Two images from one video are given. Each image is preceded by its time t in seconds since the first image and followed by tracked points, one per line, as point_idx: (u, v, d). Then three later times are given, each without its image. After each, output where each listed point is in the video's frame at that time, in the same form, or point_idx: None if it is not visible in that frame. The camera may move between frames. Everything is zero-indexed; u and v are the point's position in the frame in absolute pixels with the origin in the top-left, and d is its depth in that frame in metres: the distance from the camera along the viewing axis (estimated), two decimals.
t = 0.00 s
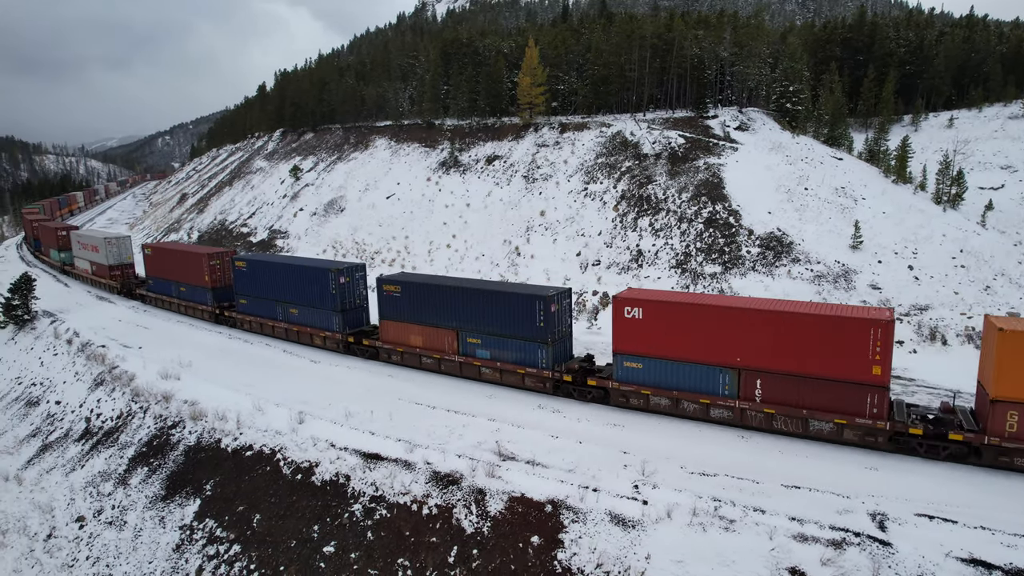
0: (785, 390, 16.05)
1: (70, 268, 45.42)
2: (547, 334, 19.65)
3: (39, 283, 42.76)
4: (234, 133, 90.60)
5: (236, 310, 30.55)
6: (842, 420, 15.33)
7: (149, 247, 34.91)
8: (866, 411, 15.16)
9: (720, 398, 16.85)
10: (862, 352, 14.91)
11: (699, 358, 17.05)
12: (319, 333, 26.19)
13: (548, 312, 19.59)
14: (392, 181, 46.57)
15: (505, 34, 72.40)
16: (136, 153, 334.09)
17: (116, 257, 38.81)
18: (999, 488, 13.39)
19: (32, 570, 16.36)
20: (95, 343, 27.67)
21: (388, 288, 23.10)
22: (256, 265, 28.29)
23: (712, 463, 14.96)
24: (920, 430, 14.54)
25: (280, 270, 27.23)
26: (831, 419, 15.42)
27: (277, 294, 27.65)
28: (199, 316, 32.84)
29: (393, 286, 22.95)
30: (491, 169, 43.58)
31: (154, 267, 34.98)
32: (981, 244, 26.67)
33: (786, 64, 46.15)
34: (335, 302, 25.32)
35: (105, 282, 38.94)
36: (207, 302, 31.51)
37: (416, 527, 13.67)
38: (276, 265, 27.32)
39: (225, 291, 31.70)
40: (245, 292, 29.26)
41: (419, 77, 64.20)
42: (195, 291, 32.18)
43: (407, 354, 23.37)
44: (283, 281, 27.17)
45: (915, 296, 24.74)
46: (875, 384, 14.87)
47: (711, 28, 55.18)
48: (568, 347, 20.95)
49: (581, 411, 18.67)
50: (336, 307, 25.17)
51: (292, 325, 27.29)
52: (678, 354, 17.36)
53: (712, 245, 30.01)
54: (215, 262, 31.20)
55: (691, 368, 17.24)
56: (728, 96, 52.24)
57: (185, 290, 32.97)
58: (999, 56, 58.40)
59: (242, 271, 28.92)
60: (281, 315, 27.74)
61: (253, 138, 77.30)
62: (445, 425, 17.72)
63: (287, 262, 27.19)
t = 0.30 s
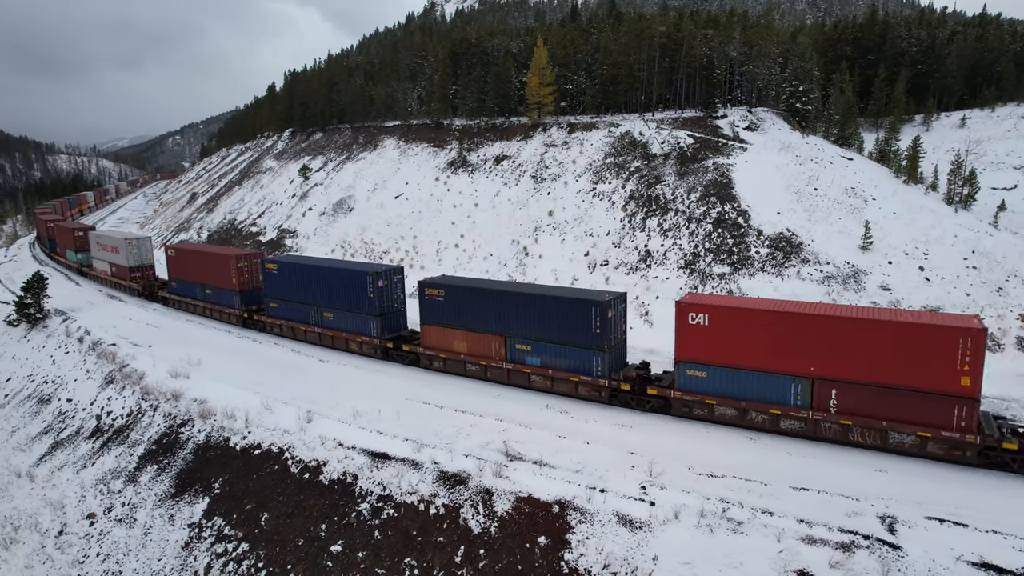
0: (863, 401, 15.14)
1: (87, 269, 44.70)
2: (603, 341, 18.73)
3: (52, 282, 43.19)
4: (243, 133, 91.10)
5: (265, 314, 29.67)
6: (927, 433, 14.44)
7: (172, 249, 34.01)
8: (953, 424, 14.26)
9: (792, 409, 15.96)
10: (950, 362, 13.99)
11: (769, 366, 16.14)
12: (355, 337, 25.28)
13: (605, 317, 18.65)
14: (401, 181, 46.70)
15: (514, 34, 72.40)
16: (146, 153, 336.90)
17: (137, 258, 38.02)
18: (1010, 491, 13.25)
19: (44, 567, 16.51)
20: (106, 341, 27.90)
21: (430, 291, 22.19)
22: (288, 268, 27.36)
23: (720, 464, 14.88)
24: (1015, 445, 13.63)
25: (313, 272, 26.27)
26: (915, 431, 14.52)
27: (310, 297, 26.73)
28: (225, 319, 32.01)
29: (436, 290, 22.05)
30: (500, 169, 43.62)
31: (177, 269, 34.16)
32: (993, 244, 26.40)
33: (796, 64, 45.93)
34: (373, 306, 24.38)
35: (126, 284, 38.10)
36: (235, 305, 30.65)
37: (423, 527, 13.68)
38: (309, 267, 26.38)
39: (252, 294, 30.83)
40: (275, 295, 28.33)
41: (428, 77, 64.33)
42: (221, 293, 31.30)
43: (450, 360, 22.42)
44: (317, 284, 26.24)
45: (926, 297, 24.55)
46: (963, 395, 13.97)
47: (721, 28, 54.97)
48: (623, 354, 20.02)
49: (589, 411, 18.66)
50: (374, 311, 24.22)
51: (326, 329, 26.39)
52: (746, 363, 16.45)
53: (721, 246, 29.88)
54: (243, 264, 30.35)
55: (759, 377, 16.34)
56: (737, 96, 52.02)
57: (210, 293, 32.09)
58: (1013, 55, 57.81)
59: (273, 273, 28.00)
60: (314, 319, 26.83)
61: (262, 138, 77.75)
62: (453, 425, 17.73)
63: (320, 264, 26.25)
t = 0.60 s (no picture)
0: (949, 412, 14.19)
1: (104, 270, 44.21)
2: (665, 349, 17.66)
3: (63, 281, 43.59)
4: (252, 133, 91.59)
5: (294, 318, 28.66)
6: (1020, 447, 13.50)
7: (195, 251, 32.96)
8: None
9: (870, 421, 15.05)
10: None
11: (847, 377, 15.20)
12: (392, 343, 24.28)
13: (666, 324, 17.61)
14: (409, 180, 46.82)
15: (523, 34, 72.40)
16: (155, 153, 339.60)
17: (156, 259, 37.34)
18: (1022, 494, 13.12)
19: (54, 563, 16.65)
20: (116, 340, 28.10)
21: (475, 295, 21.22)
22: (320, 270, 26.35)
23: (729, 466, 14.82)
24: None
25: (347, 275, 25.21)
26: (1007, 446, 13.60)
27: (344, 301, 25.74)
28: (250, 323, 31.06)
29: (481, 294, 21.06)
30: (508, 169, 43.64)
31: (199, 271, 33.15)
32: (1005, 245, 26.15)
33: (806, 63, 45.72)
34: (413, 311, 23.37)
35: (146, 286, 37.60)
36: (262, 308, 29.65)
37: (430, 526, 13.70)
38: (343, 270, 25.36)
39: (280, 297, 29.84)
40: (306, 299, 27.32)
41: (436, 77, 64.46)
42: (247, 296, 30.29)
43: (495, 368, 21.38)
44: (351, 287, 25.25)
45: (937, 298, 24.39)
46: None
47: (729, 27, 54.82)
48: (681, 362, 19.02)
49: (596, 411, 18.64)
50: (414, 316, 23.22)
51: (360, 334, 25.35)
52: (820, 372, 15.51)
53: (729, 246, 29.76)
54: (271, 266, 29.31)
55: (835, 387, 15.40)
56: (746, 96, 51.85)
57: (236, 297, 31.10)
58: None
59: (304, 276, 26.99)
60: (347, 323, 25.83)
61: (271, 138, 78.14)
62: (460, 425, 17.75)
63: (355, 267, 25.22)
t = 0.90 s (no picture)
0: None
1: (119, 272, 43.63)
2: (731, 357, 16.82)
3: (73, 279, 43.98)
4: (260, 133, 92.08)
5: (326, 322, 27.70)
6: None
7: (219, 252, 32.01)
8: None
9: (957, 435, 14.18)
10: None
11: (930, 387, 14.34)
12: (431, 349, 23.41)
13: (733, 330, 16.74)
14: (416, 180, 46.93)
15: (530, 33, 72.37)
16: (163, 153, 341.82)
17: (176, 261, 36.84)
18: None
19: (64, 560, 16.78)
20: (125, 339, 28.31)
21: (523, 300, 20.32)
22: (355, 273, 25.41)
23: (736, 466, 14.79)
24: None
25: (384, 278, 24.34)
26: None
27: (380, 305, 24.81)
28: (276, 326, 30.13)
29: (530, 299, 20.22)
30: (515, 169, 43.64)
31: (222, 273, 32.28)
32: (1016, 246, 25.94)
33: (814, 63, 45.54)
34: (454, 316, 22.51)
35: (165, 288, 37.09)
36: (290, 312, 28.69)
37: (436, 525, 13.72)
38: (381, 272, 24.41)
39: (310, 300, 28.94)
40: (339, 303, 26.39)
41: (443, 77, 64.54)
42: (275, 300, 29.38)
43: (545, 376, 20.39)
44: (389, 290, 24.32)
45: (946, 299, 24.24)
46: None
47: (737, 27, 54.69)
48: (743, 371, 18.11)
49: (602, 411, 18.61)
50: (456, 321, 22.37)
51: (396, 339, 24.50)
52: (900, 383, 14.65)
53: (737, 246, 29.67)
54: (300, 268, 28.46)
55: (918, 399, 14.53)
56: (754, 95, 51.72)
57: (262, 300, 30.16)
58: None
59: (337, 279, 26.06)
60: (383, 328, 24.88)
61: (279, 137, 78.50)
62: (466, 424, 17.77)
63: (392, 269, 24.36)
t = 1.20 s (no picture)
0: None
1: (135, 273, 42.99)
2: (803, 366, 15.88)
3: (83, 278, 44.34)
4: (268, 133, 92.57)
5: (358, 326, 26.69)
6: None
7: (244, 254, 31.09)
8: None
9: None
10: None
11: None
12: (471, 355, 22.44)
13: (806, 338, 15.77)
14: (423, 180, 47.04)
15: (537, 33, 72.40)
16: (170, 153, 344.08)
17: (196, 262, 36.07)
18: None
19: (73, 557, 16.90)
20: (133, 337, 28.52)
21: (575, 305, 19.27)
22: (391, 276, 24.39)
23: (742, 467, 14.75)
24: None
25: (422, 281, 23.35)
26: None
27: (418, 309, 23.80)
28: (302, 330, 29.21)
29: (583, 304, 19.17)
30: (522, 168, 43.66)
31: (246, 275, 31.33)
32: None
33: (823, 62, 45.37)
34: (498, 321, 21.46)
35: (184, 291, 36.19)
36: (320, 316, 27.69)
37: (442, 524, 13.74)
38: (419, 275, 23.39)
39: (339, 304, 27.92)
40: (373, 306, 25.38)
41: (450, 76, 64.64)
42: (304, 303, 28.39)
43: (596, 384, 19.36)
44: (427, 294, 23.29)
45: (955, 300, 24.10)
46: None
47: (745, 26, 54.56)
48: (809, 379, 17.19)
49: (609, 411, 18.58)
50: (500, 327, 21.32)
51: (434, 345, 23.50)
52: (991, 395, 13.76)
53: (744, 246, 29.58)
54: (331, 271, 27.45)
55: (1010, 411, 13.64)
56: (762, 95, 51.58)
57: (289, 303, 29.20)
58: None
59: (371, 282, 25.05)
60: (421, 333, 23.86)
61: (286, 137, 78.88)
62: (472, 424, 17.79)
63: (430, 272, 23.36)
